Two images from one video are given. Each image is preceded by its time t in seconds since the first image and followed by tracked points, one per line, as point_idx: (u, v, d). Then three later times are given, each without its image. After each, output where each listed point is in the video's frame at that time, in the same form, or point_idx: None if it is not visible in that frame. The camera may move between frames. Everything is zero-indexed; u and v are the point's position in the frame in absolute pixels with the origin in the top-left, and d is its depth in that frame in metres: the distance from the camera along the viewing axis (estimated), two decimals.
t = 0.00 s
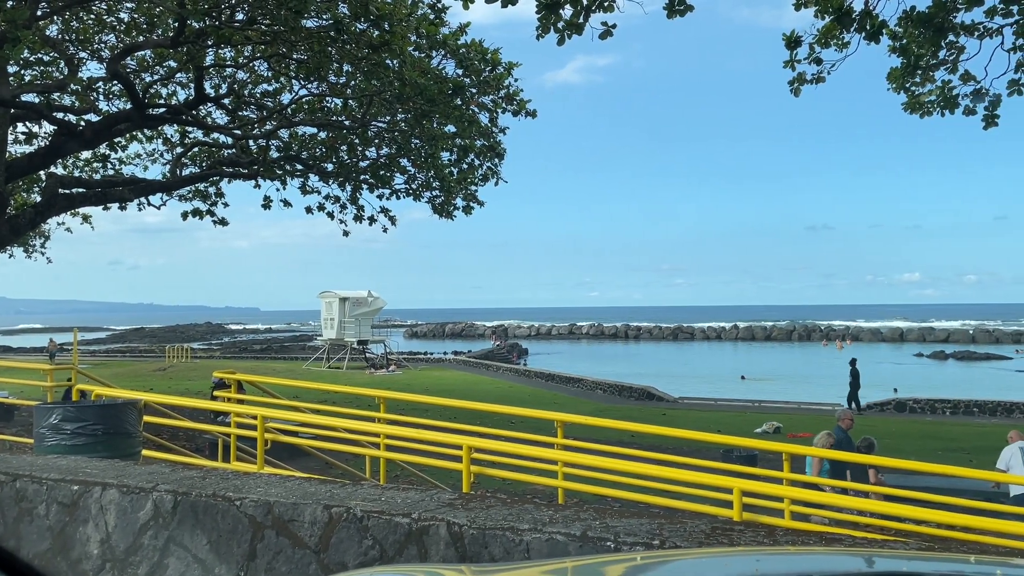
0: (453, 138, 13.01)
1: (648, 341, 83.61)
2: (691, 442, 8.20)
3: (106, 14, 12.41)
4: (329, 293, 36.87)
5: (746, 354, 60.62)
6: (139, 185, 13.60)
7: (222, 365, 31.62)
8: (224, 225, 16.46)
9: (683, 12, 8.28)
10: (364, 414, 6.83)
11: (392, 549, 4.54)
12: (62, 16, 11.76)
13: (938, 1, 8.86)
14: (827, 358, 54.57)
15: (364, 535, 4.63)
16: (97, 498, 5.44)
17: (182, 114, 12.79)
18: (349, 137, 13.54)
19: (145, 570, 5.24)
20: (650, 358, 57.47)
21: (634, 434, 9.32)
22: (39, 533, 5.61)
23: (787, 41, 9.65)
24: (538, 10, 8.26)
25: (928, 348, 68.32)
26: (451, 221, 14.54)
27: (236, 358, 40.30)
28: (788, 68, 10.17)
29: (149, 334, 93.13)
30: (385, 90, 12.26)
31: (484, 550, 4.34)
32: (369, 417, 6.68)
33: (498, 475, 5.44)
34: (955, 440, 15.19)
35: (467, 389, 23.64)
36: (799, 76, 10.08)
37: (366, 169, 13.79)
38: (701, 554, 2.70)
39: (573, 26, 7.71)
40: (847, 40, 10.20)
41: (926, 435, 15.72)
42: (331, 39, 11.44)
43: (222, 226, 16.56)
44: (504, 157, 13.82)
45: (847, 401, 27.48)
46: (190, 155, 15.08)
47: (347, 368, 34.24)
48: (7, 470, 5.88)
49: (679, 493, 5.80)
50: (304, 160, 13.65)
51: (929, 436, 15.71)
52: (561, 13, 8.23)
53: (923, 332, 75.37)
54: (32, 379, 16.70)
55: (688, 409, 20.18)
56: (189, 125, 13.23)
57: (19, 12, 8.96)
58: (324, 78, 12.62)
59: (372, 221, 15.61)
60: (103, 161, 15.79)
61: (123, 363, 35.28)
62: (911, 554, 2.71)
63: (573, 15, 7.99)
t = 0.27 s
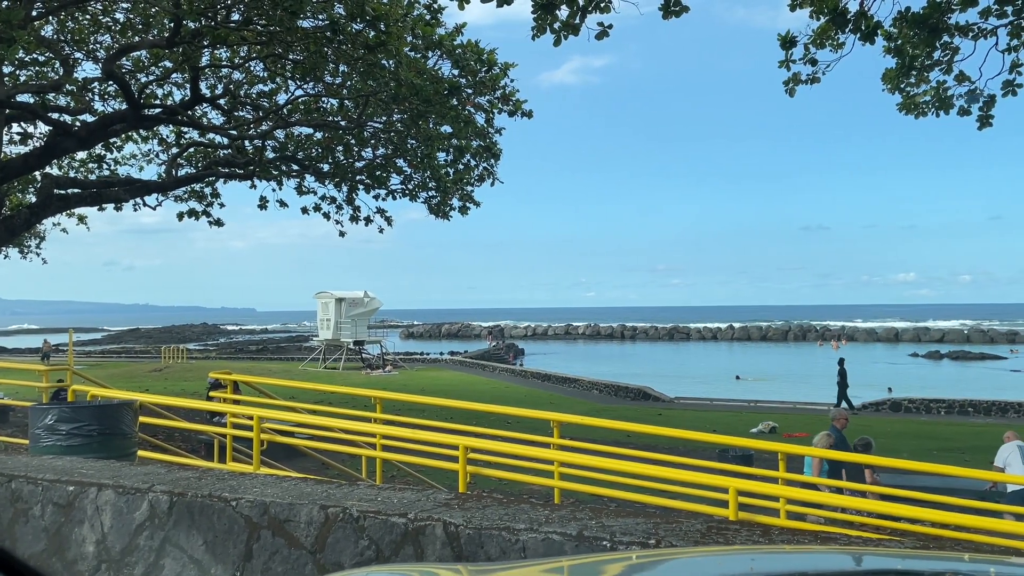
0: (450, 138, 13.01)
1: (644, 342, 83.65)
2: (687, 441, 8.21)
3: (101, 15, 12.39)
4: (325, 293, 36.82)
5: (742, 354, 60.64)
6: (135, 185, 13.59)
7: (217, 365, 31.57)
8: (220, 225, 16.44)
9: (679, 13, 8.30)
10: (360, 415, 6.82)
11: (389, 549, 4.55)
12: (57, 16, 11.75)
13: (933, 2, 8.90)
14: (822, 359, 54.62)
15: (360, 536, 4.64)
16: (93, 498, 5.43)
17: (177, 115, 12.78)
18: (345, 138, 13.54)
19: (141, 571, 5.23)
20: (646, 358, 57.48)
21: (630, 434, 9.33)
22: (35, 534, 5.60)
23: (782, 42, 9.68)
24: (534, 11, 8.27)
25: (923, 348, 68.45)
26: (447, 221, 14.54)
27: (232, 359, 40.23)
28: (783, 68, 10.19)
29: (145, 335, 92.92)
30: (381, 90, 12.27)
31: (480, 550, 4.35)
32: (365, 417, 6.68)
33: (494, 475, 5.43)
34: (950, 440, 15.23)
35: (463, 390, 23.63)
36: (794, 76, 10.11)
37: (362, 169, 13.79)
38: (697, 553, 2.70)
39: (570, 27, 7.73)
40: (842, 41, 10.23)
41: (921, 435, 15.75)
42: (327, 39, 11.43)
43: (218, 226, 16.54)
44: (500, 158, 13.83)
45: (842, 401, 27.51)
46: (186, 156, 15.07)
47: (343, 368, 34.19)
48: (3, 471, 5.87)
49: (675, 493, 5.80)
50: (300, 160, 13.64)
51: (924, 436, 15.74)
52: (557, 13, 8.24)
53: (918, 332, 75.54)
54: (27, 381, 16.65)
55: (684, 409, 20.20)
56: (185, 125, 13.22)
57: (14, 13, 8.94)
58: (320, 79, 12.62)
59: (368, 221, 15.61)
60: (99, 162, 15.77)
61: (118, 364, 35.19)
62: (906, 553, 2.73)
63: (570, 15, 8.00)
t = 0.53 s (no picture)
0: (444, 139, 13.00)
1: (639, 343, 83.71)
2: (682, 442, 8.22)
3: (95, 15, 12.36)
4: (320, 294, 36.76)
5: (736, 355, 60.71)
6: (129, 185, 13.55)
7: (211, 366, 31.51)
8: (214, 226, 16.41)
9: (673, 14, 8.32)
10: (355, 416, 6.80)
11: (383, 550, 4.54)
12: (50, 16, 11.71)
13: (927, 3, 8.93)
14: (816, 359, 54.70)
15: (355, 537, 4.63)
16: (86, 500, 5.41)
17: (171, 115, 12.75)
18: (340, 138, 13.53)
19: (134, 572, 5.22)
20: (641, 359, 57.52)
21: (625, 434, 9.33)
22: (27, 535, 5.58)
23: (776, 43, 9.70)
24: (529, 12, 8.28)
25: (917, 348, 68.64)
26: (442, 222, 14.53)
27: (226, 359, 40.13)
28: (777, 68, 10.22)
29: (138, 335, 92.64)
30: (375, 91, 12.27)
31: (474, 550, 4.35)
32: (359, 418, 6.66)
33: (489, 476, 5.42)
34: (943, 440, 15.27)
35: (458, 391, 23.62)
36: (788, 77, 10.14)
37: (357, 170, 13.78)
38: (692, 553, 2.70)
39: (564, 28, 7.74)
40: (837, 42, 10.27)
41: (915, 436, 15.78)
42: (321, 40, 11.42)
43: (212, 227, 16.51)
44: (495, 158, 13.84)
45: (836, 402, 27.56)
46: (180, 156, 15.04)
47: (337, 369, 34.14)
48: None
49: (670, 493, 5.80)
50: (294, 161, 13.62)
51: (918, 436, 15.77)
52: (551, 14, 8.25)
53: (912, 332, 75.76)
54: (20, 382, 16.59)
55: (678, 410, 20.21)
56: (179, 125, 13.19)
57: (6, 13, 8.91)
58: (315, 79, 12.60)
59: (362, 222, 15.59)
60: (92, 162, 15.74)
61: (112, 364, 35.06)
62: (899, 553, 2.74)
63: (565, 16, 8.01)
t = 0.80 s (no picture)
0: (437, 140, 13.01)
1: (632, 345, 83.79)
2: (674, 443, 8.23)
3: (86, 15, 12.32)
4: (312, 295, 36.67)
5: (728, 356, 60.80)
6: (120, 186, 13.50)
7: (203, 368, 31.39)
8: (206, 227, 16.38)
9: (666, 16, 8.34)
10: (347, 417, 6.78)
11: (375, 551, 4.54)
12: (42, 16, 11.67)
13: (918, 6, 8.98)
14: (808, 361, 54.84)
15: (347, 538, 4.62)
16: (77, 501, 5.39)
17: (164, 116, 12.72)
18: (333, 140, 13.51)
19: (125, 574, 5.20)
20: (634, 361, 57.54)
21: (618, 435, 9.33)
22: (18, 537, 5.55)
23: (768, 45, 9.74)
24: (522, 14, 8.29)
25: (908, 350, 68.91)
26: (435, 224, 14.53)
27: (218, 361, 39.99)
28: (770, 71, 10.26)
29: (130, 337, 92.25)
30: (368, 92, 12.27)
31: (467, 551, 4.35)
32: (352, 419, 6.64)
33: (482, 477, 5.41)
34: (935, 441, 15.32)
35: (451, 392, 23.60)
36: (780, 79, 10.18)
37: (350, 171, 13.77)
38: (684, 554, 2.71)
39: (557, 30, 7.75)
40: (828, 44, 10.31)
41: (907, 437, 15.84)
42: (314, 41, 11.40)
43: (204, 228, 16.47)
44: (488, 160, 13.85)
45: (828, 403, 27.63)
46: (172, 157, 15.00)
47: (330, 371, 34.06)
48: None
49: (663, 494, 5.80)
50: (287, 162, 13.60)
51: (910, 437, 15.83)
52: (544, 16, 8.27)
53: (904, 334, 76.07)
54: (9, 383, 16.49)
55: (671, 411, 20.23)
56: (171, 126, 13.16)
57: None
58: (307, 80, 12.58)
59: (355, 223, 15.57)
60: (84, 163, 15.68)
61: (103, 366, 34.89)
62: (890, 553, 2.75)
63: (558, 18, 8.02)
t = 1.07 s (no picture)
0: (429, 142, 13.01)
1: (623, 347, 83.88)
2: (665, 444, 8.25)
3: (76, 16, 12.27)
4: (303, 297, 36.56)
5: (718, 359, 60.96)
6: (110, 188, 13.45)
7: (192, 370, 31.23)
8: (196, 228, 16.32)
9: (657, 19, 8.37)
10: (338, 418, 6.76)
11: (365, 553, 4.54)
12: (31, 16, 11.61)
13: (907, 10, 9.04)
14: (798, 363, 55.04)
15: (337, 540, 4.61)
16: (65, 503, 5.36)
17: (154, 116, 12.67)
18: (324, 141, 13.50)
19: None
20: (624, 363, 57.60)
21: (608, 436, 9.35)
22: (5, 540, 5.51)
23: (759, 48, 9.79)
24: (513, 16, 8.31)
25: (897, 353, 69.25)
26: (426, 225, 14.53)
27: (207, 363, 39.83)
28: (760, 73, 10.31)
29: (119, 339, 91.69)
30: (360, 93, 12.29)
31: (457, 553, 4.35)
32: (342, 420, 6.63)
33: (473, 478, 5.40)
34: (923, 442, 15.41)
35: (442, 394, 23.58)
36: (770, 83, 10.23)
37: (341, 172, 13.75)
38: (673, 555, 2.71)
39: (549, 32, 7.77)
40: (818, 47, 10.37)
41: (895, 439, 15.92)
42: (305, 42, 11.38)
43: (194, 230, 16.42)
44: (479, 162, 13.86)
45: (818, 405, 27.71)
46: (161, 158, 14.95)
47: (320, 373, 33.96)
48: None
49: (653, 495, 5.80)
50: (278, 163, 13.57)
51: (899, 439, 15.90)
52: (536, 18, 8.29)
53: (893, 336, 76.48)
54: None
55: (662, 413, 20.26)
56: (161, 127, 13.11)
57: None
58: (298, 81, 12.57)
59: (346, 224, 15.56)
60: (73, 164, 15.60)
61: (91, 368, 34.67)
62: (878, 553, 2.77)
63: (548, 21, 8.04)
